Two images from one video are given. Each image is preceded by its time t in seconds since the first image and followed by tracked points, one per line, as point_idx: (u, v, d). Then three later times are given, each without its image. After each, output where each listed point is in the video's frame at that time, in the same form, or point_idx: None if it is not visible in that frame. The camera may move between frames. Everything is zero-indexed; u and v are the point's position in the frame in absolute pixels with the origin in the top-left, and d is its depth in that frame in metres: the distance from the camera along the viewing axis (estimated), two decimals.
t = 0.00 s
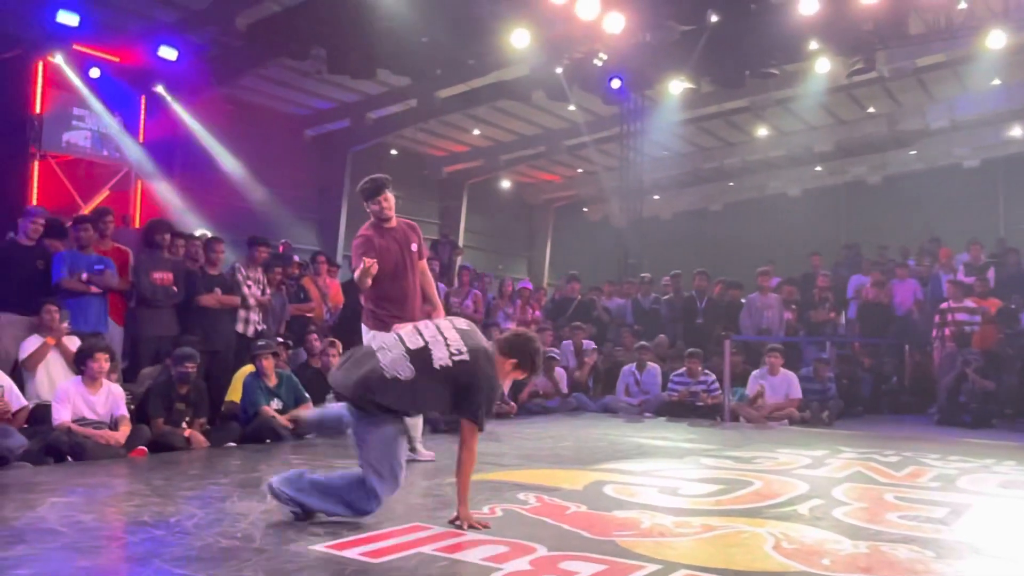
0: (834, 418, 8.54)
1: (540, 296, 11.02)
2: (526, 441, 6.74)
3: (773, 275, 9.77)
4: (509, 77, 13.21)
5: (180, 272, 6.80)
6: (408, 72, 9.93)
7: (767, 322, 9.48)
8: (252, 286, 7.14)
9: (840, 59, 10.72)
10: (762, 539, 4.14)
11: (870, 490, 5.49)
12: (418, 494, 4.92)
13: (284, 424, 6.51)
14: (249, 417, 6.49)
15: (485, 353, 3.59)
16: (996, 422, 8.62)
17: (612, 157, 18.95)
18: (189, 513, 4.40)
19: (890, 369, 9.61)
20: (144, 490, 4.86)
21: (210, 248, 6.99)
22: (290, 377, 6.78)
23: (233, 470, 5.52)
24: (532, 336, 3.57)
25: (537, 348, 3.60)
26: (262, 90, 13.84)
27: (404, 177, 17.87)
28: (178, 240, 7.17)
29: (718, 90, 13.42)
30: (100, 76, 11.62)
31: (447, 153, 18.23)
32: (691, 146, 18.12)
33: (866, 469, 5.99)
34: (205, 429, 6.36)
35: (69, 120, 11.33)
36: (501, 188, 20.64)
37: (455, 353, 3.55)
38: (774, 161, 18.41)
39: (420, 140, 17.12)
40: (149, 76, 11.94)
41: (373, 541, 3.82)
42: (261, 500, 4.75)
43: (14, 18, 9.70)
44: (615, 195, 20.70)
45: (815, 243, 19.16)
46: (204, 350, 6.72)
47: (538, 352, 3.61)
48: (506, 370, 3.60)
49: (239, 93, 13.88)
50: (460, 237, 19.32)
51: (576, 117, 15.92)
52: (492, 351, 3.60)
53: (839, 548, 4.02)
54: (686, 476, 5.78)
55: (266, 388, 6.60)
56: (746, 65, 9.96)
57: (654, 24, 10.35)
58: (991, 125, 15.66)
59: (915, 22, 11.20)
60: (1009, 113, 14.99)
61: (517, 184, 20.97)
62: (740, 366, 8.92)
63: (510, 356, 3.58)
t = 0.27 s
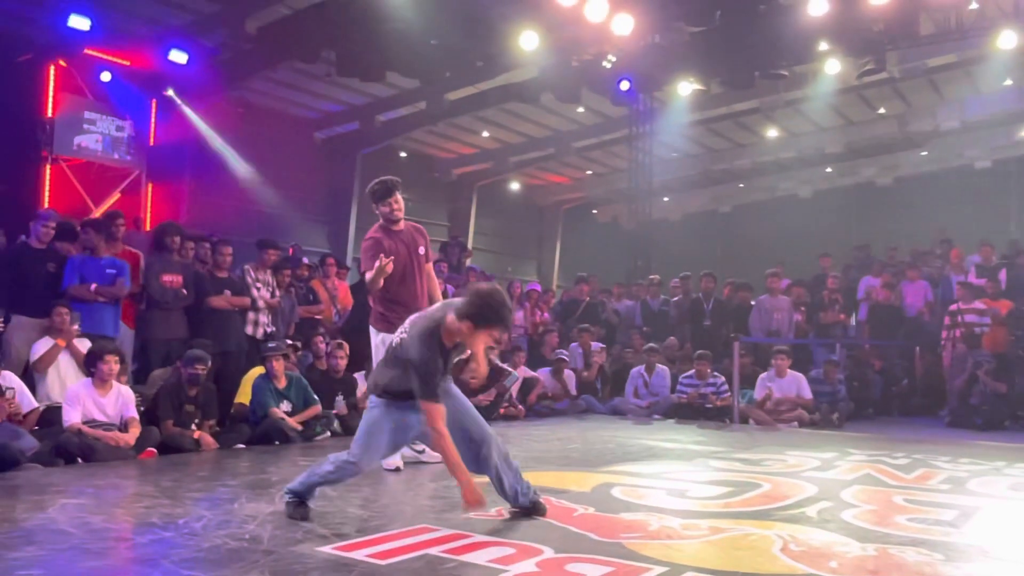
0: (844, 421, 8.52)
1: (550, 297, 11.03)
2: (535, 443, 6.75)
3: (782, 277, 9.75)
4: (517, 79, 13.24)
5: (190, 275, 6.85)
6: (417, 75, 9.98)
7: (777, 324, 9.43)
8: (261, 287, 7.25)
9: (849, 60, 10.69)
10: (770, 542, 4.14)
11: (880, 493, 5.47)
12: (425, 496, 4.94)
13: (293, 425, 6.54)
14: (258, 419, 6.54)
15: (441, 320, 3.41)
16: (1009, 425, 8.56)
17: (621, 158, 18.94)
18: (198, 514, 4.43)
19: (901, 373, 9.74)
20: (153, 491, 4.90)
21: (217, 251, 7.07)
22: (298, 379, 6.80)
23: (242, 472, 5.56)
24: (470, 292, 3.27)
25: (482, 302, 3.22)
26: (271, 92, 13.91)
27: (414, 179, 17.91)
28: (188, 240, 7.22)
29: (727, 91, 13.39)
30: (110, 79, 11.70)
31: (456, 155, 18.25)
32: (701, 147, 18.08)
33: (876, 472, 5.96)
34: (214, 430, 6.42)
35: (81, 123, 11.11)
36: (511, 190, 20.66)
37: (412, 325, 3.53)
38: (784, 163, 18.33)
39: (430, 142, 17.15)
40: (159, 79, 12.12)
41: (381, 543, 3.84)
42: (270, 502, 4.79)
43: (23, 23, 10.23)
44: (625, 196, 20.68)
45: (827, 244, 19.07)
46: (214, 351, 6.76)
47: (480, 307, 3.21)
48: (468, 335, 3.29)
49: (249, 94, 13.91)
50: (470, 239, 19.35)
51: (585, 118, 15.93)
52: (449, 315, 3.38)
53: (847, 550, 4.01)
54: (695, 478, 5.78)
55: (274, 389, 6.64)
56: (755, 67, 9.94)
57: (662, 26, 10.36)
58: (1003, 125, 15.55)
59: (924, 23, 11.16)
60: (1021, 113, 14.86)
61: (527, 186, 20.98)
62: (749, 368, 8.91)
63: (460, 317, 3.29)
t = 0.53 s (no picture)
0: (852, 422, 8.49)
1: (556, 298, 11.02)
2: (542, 444, 6.74)
3: (789, 278, 9.73)
4: (524, 80, 13.24)
5: (197, 278, 6.88)
6: (423, 77, 9.99)
7: (784, 325, 9.42)
8: (268, 289, 7.27)
9: (857, 60, 10.65)
10: (777, 543, 4.12)
11: (888, 494, 5.44)
12: (432, 497, 4.94)
13: (301, 427, 6.53)
14: (265, 421, 6.53)
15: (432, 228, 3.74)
16: (1018, 426, 8.51)
17: (628, 159, 18.92)
18: (205, 515, 4.45)
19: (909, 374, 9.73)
20: (161, 492, 4.92)
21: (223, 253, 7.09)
22: (305, 381, 6.82)
23: (249, 474, 5.58)
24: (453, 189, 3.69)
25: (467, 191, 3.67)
26: (278, 95, 13.96)
27: (421, 181, 17.94)
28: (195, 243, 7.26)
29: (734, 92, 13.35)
30: (118, 83, 11.50)
31: (462, 156, 18.26)
32: (707, 148, 18.05)
33: (884, 473, 5.94)
34: (222, 432, 6.43)
35: (89, 126, 11.02)
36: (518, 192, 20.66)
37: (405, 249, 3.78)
38: (791, 164, 18.28)
39: (436, 143, 17.17)
40: (167, 83, 11.86)
41: (389, 544, 3.85)
42: (277, 503, 4.80)
43: (33, 27, 10.61)
44: (632, 198, 20.66)
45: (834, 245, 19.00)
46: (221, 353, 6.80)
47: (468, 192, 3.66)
48: (452, 221, 3.70)
49: (256, 97, 13.90)
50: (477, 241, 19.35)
51: (591, 119, 15.92)
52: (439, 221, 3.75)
53: (854, 551, 3.99)
54: (702, 479, 5.76)
55: (282, 391, 6.66)
56: (762, 67, 9.92)
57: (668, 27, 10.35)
58: (1011, 125, 15.48)
59: (932, 22, 11.11)
60: None
61: (533, 187, 20.98)
62: (756, 370, 8.89)
63: (451, 213, 3.69)
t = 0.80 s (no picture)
0: (859, 423, 8.47)
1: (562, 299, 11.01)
2: (548, 446, 6.74)
3: (795, 279, 9.71)
4: (529, 81, 13.23)
5: (203, 280, 6.87)
6: (428, 78, 9.99)
7: (790, 325, 9.43)
8: (274, 291, 7.27)
9: (863, 60, 10.61)
10: (785, 545, 4.11)
11: (896, 495, 5.42)
12: (437, 499, 4.94)
13: (307, 429, 6.54)
14: (272, 423, 6.55)
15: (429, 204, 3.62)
16: None
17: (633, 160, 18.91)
18: (213, 517, 4.46)
19: (917, 373, 9.59)
20: (168, 495, 4.93)
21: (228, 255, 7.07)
22: (312, 383, 6.87)
23: (255, 476, 5.59)
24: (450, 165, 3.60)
25: (464, 165, 3.58)
26: (284, 97, 13.99)
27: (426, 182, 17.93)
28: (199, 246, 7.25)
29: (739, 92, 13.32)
30: (125, 85, 11.71)
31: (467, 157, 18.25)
32: (712, 148, 18.03)
33: (892, 474, 5.92)
34: (228, 434, 6.45)
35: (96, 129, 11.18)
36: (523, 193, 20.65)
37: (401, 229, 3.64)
38: (796, 164, 18.25)
39: (440, 145, 17.17)
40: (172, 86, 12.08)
41: (395, 546, 3.85)
42: (283, 505, 4.81)
43: (37, 31, 10.43)
44: (637, 199, 20.63)
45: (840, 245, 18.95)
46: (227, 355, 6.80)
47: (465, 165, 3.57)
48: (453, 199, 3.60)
49: (259, 99, 13.98)
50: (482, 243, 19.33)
51: (596, 120, 15.91)
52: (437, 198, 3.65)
53: (863, 553, 3.98)
54: (708, 481, 5.75)
55: (289, 393, 6.69)
56: (767, 66, 9.87)
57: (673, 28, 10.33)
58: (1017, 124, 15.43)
59: (938, 21, 11.07)
60: None
61: (538, 188, 20.97)
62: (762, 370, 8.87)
63: (449, 189, 3.59)
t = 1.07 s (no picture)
0: (862, 422, 8.46)
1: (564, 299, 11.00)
2: (551, 445, 6.74)
3: (797, 278, 9.70)
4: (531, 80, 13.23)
5: (206, 281, 6.89)
6: (430, 78, 10.00)
7: (793, 324, 9.40)
8: (276, 292, 7.26)
9: (865, 59, 10.60)
10: (789, 544, 4.11)
11: (900, 494, 5.42)
12: (441, 498, 4.94)
13: (310, 430, 6.53)
14: (275, 424, 6.55)
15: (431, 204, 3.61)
16: None
17: (635, 160, 18.90)
18: (217, 517, 4.46)
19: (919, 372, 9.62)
20: (172, 495, 4.93)
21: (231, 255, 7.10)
22: (315, 384, 6.89)
23: (259, 476, 5.59)
24: (451, 164, 3.58)
25: (466, 164, 3.56)
26: (286, 98, 14.00)
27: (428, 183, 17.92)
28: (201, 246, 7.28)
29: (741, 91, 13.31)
30: (127, 87, 11.57)
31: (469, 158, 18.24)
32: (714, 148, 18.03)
33: (895, 473, 5.92)
34: (232, 435, 6.46)
35: (97, 130, 11.19)
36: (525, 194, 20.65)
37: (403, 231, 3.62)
38: (798, 164, 18.24)
39: (442, 145, 17.17)
40: (173, 87, 12.05)
41: (399, 546, 3.85)
42: (287, 506, 4.81)
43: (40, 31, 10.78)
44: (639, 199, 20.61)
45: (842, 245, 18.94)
46: (229, 356, 6.84)
47: (466, 164, 3.56)
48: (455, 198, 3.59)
49: (261, 100, 13.98)
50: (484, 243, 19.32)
51: (597, 120, 15.91)
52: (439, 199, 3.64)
53: (867, 552, 3.98)
54: (712, 479, 5.75)
55: (292, 394, 6.69)
56: (769, 64, 9.86)
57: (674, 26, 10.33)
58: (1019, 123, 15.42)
59: (940, 19, 11.07)
60: None
61: (540, 189, 20.97)
62: (765, 370, 8.88)
63: (451, 189, 3.60)
